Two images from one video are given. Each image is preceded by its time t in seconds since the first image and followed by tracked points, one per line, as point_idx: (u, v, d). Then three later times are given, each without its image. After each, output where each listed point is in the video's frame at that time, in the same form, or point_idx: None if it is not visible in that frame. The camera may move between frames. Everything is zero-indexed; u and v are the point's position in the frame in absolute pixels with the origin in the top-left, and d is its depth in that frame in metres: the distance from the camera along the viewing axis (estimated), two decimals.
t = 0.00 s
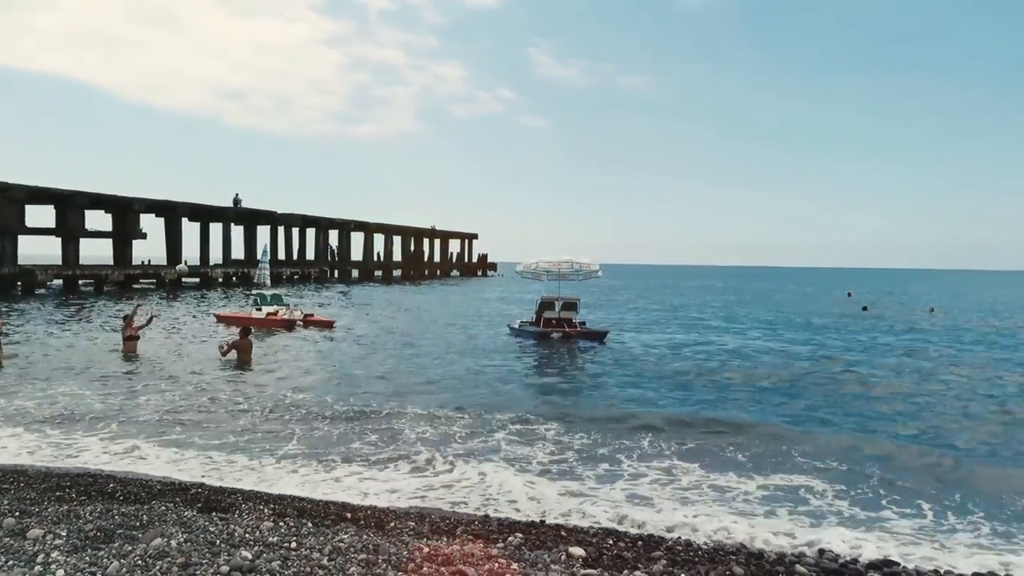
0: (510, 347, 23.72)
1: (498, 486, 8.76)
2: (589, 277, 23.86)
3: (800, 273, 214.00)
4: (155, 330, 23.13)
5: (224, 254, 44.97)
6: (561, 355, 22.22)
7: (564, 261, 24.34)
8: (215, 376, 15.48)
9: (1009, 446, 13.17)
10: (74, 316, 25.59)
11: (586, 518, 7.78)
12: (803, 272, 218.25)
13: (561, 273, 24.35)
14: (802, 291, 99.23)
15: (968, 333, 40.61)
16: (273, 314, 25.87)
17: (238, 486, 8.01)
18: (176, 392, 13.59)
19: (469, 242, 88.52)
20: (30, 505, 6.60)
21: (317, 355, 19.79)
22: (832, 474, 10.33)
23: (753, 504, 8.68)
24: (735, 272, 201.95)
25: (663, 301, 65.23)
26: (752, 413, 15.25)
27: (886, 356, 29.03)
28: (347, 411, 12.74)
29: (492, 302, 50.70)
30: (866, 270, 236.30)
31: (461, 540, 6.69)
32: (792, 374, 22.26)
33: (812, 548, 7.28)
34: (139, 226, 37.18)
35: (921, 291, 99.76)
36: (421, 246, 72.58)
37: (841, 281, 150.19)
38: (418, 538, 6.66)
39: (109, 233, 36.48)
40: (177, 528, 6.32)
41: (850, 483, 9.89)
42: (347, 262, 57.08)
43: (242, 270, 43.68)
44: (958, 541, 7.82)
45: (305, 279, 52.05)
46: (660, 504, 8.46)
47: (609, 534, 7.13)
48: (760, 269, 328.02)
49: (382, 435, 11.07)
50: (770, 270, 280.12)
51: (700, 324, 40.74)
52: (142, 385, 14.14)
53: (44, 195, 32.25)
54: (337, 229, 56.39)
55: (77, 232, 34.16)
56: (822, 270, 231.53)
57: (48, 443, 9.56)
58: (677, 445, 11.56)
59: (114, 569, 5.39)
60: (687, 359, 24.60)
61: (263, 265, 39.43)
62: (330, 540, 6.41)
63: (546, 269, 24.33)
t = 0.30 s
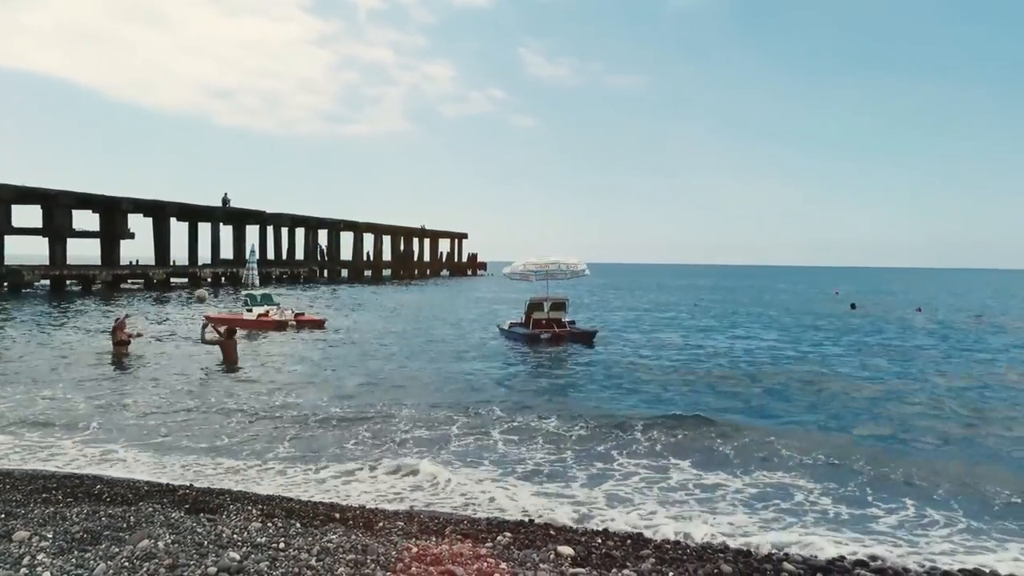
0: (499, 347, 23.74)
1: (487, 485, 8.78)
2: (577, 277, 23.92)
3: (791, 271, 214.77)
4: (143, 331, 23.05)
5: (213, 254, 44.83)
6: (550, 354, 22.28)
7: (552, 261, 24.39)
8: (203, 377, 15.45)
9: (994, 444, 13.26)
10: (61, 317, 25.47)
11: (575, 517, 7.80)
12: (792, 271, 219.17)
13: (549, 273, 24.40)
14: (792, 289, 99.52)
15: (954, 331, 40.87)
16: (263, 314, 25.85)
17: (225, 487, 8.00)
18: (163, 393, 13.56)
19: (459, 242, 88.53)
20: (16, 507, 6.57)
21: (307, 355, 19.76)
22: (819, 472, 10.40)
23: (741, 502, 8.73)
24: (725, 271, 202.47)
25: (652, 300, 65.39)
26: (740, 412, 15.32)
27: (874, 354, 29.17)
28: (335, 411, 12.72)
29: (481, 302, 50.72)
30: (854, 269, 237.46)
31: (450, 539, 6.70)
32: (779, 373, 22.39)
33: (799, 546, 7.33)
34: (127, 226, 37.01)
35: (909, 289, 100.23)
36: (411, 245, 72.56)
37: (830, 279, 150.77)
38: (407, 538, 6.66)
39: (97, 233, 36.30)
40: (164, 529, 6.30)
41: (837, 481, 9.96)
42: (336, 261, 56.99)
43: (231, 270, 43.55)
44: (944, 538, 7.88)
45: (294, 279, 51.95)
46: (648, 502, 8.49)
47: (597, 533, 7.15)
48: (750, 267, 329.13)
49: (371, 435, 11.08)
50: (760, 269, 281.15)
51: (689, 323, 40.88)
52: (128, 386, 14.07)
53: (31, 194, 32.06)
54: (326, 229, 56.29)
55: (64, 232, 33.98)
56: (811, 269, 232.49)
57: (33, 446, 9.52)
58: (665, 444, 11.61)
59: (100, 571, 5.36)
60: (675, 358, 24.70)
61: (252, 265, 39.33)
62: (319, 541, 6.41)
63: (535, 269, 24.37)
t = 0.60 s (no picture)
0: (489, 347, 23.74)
1: (477, 485, 8.78)
2: (568, 276, 23.93)
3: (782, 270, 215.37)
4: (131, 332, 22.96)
5: (203, 253, 44.67)
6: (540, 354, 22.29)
7: (543, 260, 24.41)
8: (192, 378, 15.42)
9: (981, 441, 13.36)
10: (48, 317, 25.34)
11: (564, 516, 7.80)
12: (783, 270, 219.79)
13: (540, 272, 24.41)
14: (782, 288, 99.51)
15: (943, 329, 41.06)
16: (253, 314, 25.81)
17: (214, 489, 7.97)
18: (151, 394, 13.51)
19: (450, 242, 88.48)
20: (3, 509, 6.54)
21: (297, 355, 19.73)
22: (809, 469, 10.43)
23: (731, 500, 8.75)
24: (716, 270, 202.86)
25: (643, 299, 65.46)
26: (729, 410, 15.37)
27: (863, 352, 29.32)
28: (325, 412, 12.70)
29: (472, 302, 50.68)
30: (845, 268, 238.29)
31: (440, 539, 6.69)
32: (769, 371, 22.47)
33: (788, 544, 7.35)
34: (116, 226, 36.82)
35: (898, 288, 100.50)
36: (402, 245, 72.48)
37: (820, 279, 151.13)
38: (397, 538, 6.66)
39: (85, 233, 36.12)
40: (152, 530, 6.28)
41: (826, 479, 9.98)
42: (327, 261, 56.86)
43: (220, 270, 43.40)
44: (930, 534, 7.94)
45: (284, 279, 51.82)
46: (637, 501, 8.51)
47: (588, 532, 7.16)
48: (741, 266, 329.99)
49: (361, 435, 11.07)
50: (750, 268, 281.91)
51: (679, 322, 40.96)
52: (116, 387, 14.03)
53: (18, 194, 31.88)
54: (316, 229, 56.16)
55: (52, 232, 33.79)
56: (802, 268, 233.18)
57: (20, 448, 9.48)
58: (655, 442, 11.62)
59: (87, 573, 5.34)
60: (665, 357, 24.76)
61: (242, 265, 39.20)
62: (308, 541, 6.40)
63: (526, 269, 24.36)
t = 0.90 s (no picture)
0: (479, 347, 23.73)
1: (466, 484, 8.78)
2: (558, 276, 23.94)
3: (771, 269, 216.22)
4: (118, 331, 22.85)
5: (191, 253, 44.46)
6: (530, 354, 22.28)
7: (533, 260, 24.42)
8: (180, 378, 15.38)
9: (967, 439, 13.45)
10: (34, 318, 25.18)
11: (554, 515, 7.81)
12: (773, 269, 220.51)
13: (530, 271, 24.41)
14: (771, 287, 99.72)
15: (931, 328, 41.22)
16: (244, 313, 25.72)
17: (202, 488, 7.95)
18: (138, 394, 13.43)
19: (439, 241, 88.38)
20: None
21: (286, 355, 19.68)
22: (796, 467, 10.50)
23: (719, 498, 8.78)
24: (705, 270, 203.31)
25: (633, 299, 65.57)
26: (718, 408, 15.41)
27: (849, 351, 29.54)
28: (314, 411, 12.69)
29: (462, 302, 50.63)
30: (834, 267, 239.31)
31: (429, 538, 6.69)
32: (757, 370, 22.55)
33: (776, 541, 7.38)
34: (103, 225, 36.61)
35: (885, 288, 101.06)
36: (391, 244, 72.36)
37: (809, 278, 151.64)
38: (386, 537, 6.65)
39: (72, 232, 35.89)
40: (139, 531, 6.25)
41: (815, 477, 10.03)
42: (316, 260, 56.70)
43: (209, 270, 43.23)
44: (916, 531, 8.01)
45: (273, 278, 51.65)
46: (626, 499, 8.53)
47: (577, 530, 7.17)
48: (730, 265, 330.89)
49: (351, 435, 11.05)
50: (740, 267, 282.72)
51: (668, 321, 41.04)
52: (104, 388, 13.98)
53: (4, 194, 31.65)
54: (306, 228, 55.98)
55: (38, 231, 33.56)
56: (791, 267, 234.03)
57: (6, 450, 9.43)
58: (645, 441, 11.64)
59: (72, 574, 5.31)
60: (655, 356, 24.82)
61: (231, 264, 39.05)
62: (297, 541, 6.39)
63: (516, 268, 24.36)
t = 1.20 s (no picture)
0: (468, 347, 23.71)
1: (455, 484, 8.77)
2: (546, 277, 23.94)
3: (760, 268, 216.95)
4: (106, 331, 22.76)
5: (179, 253, 44.27)
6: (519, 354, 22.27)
7: (522, 261, 24.41)
8: (168, 378, 15.32)
9: (952, 438, 13.53)
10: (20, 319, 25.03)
11: (543, 514, 7.81)
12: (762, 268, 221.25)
13: (519, 272, 24.39)
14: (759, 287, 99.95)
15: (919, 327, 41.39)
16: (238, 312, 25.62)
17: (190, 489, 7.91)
18: (126, 395, 13.38)
19: (428, 241, 88.31)
20: None
21: (274, 356, 19.61)
22: (784, 465, 10.53)
23: (707, 496, 8.80)
24: (695, 269, 203.86)
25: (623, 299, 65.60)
26: (706, 407, 15.45)
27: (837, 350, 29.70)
28: (302, 411, 12.68)
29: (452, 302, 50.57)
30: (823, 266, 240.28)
31: (417, 539, 6.68)
32: (745, 369, 22.62)
33: (763, 539, 7.41)
34: (90, 226, 36.40)
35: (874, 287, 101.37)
36: (380, 244, 72.25)
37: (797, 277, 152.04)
38: (374, 538, 6.64)
39: (58, 233, 35.67)
40: (125, 533, 6.22)
41: (802, 475, 10.06)
42: (305, 261, 56.55)
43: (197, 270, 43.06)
44: (902, 528, 8.06)
45: (262, 278, 51.48)
46: (614, 498, 8.54)
47: (566, 530, 7.17)
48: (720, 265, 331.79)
49: (340, 435, 11.03)
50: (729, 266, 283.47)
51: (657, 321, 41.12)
52: (91, 388, 13.92)
53: None
54: (294, 228, 55.83)
55: (24, 232, 33.33)
56: (780, 266, 234.86)
57: None
58: (633, 440, 11.64)
59: None
60: (643, 355, 24.87)
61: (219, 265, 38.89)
62: (285, 542, 6.37)
63: (505, 268, 24.34)
